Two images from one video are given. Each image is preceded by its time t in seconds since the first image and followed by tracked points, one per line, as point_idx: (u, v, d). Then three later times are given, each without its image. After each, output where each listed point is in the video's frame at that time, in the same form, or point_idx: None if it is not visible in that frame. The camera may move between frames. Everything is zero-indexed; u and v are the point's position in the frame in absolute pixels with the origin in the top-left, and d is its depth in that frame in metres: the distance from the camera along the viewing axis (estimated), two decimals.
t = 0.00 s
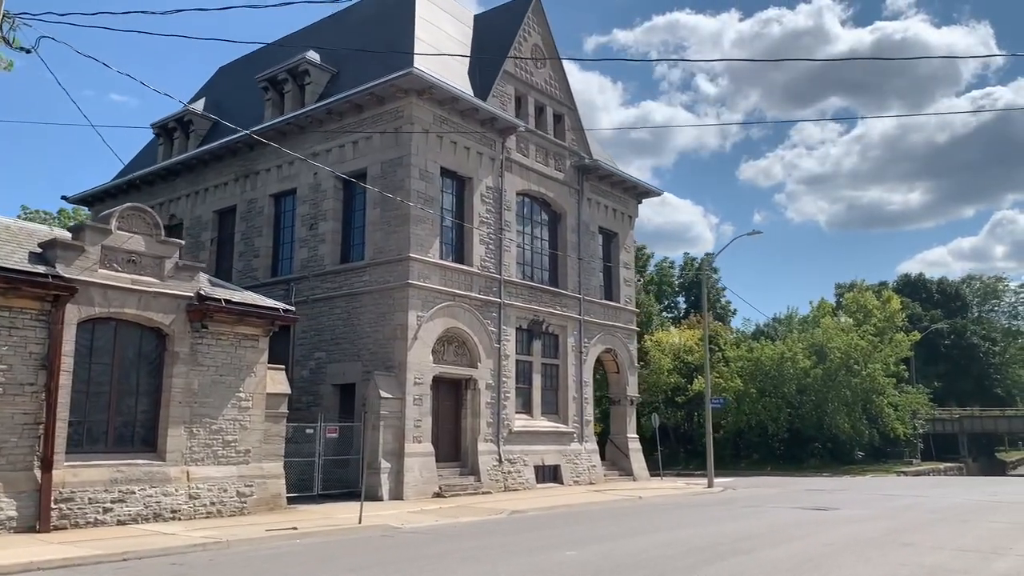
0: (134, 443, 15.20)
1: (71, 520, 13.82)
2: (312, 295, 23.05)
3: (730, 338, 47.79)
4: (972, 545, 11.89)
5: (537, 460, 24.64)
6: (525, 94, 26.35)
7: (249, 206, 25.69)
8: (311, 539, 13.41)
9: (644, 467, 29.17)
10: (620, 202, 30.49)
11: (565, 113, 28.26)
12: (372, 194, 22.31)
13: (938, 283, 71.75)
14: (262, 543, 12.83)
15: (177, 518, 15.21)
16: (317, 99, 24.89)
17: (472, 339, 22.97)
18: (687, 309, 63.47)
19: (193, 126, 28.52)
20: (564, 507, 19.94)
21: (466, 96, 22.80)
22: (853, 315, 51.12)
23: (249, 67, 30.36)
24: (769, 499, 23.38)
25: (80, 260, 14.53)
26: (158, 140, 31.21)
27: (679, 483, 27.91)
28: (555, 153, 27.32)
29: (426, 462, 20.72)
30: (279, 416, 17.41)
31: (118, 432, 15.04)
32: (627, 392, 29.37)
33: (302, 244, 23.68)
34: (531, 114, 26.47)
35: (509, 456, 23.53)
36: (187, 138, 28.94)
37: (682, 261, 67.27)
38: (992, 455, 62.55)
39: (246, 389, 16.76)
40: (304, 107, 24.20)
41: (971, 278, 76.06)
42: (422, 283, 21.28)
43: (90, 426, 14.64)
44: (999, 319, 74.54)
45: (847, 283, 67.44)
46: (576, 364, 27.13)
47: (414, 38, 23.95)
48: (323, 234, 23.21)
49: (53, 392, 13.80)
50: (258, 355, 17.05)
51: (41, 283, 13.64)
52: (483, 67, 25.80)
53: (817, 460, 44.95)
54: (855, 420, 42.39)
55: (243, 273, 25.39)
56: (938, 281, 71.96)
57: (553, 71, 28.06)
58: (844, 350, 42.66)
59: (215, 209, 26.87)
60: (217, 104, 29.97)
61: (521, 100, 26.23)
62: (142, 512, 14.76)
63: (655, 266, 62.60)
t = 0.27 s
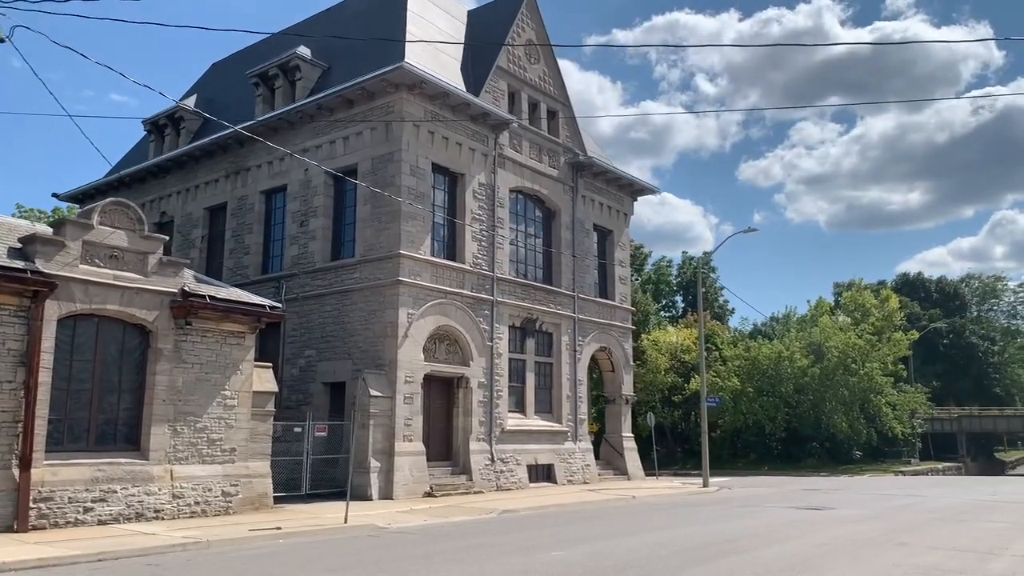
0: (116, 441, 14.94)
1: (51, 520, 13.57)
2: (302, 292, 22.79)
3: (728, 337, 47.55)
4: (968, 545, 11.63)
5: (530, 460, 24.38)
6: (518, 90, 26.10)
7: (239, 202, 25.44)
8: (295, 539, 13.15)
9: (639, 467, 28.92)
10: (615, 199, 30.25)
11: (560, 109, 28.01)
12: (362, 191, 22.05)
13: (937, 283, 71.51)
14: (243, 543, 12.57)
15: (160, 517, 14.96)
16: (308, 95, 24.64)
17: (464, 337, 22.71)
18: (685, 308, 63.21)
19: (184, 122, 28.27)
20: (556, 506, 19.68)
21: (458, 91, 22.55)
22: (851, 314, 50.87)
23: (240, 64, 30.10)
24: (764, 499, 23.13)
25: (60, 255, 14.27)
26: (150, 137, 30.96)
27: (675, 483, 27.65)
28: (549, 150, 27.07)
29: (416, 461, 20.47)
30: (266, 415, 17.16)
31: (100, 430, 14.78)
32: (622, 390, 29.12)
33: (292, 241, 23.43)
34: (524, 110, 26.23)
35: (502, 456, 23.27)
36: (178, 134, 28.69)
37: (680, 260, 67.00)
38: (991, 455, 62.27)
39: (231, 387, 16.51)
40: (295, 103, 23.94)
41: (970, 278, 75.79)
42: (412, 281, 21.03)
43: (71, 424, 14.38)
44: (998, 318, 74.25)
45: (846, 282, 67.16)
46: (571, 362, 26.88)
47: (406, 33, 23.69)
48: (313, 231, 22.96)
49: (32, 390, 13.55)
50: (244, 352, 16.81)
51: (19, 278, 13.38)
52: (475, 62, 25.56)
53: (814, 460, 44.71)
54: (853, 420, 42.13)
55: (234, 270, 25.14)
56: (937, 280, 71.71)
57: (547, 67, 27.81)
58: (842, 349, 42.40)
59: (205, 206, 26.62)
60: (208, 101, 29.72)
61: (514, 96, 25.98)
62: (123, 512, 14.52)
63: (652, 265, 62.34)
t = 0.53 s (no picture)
0: (96, 443, 14.68)
1: (28, 523, 13.31)
2: (291, 291, 22.53)
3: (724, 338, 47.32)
4: (963, 549, 11.36)
5: (523, 461, 24.12)
6: (511, 87, 25.85)
7: (229, 201, 25.17)
8: (276, 542, 12.88)
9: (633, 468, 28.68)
10: (610, 198, 29.99)
11: (553, 107, 27.74)
12: (351, 189, 21.79)
13: (936, 282, 71.28)
14: (223, 547, 12.30)
15: (141, 520, 14.70)
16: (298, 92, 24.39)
17: (455, 336, 22.44)
18: (683, 308, 62.97)
19: (174, 120, 28.00)
20: (547, 508, 19.42)
21: (449, 88, 22.29)
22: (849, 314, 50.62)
23: (232, 61, 29.83)
24: (759, 500, 22.87)
25: (38, 253, 14.00)
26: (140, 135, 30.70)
27: (669, 484, 27.40)
28: (542, 148, 26.81)
29: (405, 462, 20.20)
30: (250, 415, 16.90)
31: (80, 432, 14.52)
32: (616, 391, 28.87)
33: (281, 240, 23.17)
34: (517, 107, 25.97)
35: (494, 457, 23.01)
36: (168, 132, 28.42)
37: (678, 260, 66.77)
38: (990, 456, 62.00)
39: (215, 387, 16.26)
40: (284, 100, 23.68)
41: (969, 278, 75.52)
42: (402, 280, 20.77)
43: (50, 425, 14.10)
44: (998, 318, 73.97)
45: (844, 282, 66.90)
46: (564, 363, 26.62)
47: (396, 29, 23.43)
48: (302, 230, 22.69)
49: (8, 390, 13.27)
50: (229, 352, 16.58)
51: None
52: (467, 59, 25.30)
53: (812, 460, 44.47)
54: (850, 420, 41.88)
55: (223, 269, 24.87)
56: (936, 280, 71.48)
57: (540, 64, 27.54)
58: (840, 349, 42.15)
59: (195, 204, 26.35)
60: (199, 98, 29.45)
61: (507, 93, 25.72)
62: (103, 514, 14.25)
63: (650, 265, 62.09)
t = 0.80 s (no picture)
0: (75, 441, 14.45)
1: (4, 523, 13.07)
2: (279, 289, 22.31)
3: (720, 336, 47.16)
4: (955, 549, 11.11)
5: (514, 460, 23.90)
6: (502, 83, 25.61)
7: (218, 197, 24.94)
8: (256, 542, 12.64)
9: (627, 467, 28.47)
10: (603, 195, 29.76)
11: (546, 103, 27.51)
12: (340, 184, 21.55)
13: (934, 281, 71.11)
14: (200, 546, 12.06)
15: (120, 519, 14.46)
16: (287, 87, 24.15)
17: (445, 334, 22.20)
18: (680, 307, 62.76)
19: (164, 117, 27.77)
20: (536, 508, 19.19)
21: (439, 83, 22.06)
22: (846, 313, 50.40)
23: (223, 57, 29.58)
24: (752, 499, 22.65)
25: (15, 248, 13.76)
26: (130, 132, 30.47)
27: (662, 483, 27.18)
28: (535, 144, 26.59)
29: (394, 461, 19.97)
30: (234, 414, 16.67)
31: (59, 430, 14.28)
32: (609, 389, 28.65)
33: (270, 236, 22.93)
34: (509, 103, 25.74)
35: (484, 456, 22.79)
36: (158, 129, 28.18)
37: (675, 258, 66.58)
38: (988, 455, 61.79)
39: (198, 385, 16.03)
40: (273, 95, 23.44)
41: (967, 277, 75.32)
42: (390, 277, 20.53)
43: (27, 424, 13.86)
44: (996, 317, 73.76)
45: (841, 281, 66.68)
46: (556, 361, 26.40)
47: (386, 24, 23.19)
48: (290, 226, 22.46)
49: None
50: (212, 349, 16.37)
51: None
52: (458, 54, 25.07)
53: (808, 459, 44.27)
54: (846, 419, 41.67)
55: (212, 267, 24.65)
56: (934, 280, 71.33)
57: (533, 60, 27.31)
58: (836, 347, 41.93)
59: (184, 201, 26.12)
60: (190, 94, 29.21)
61: (498, 89, 25.48)
62: (82, 514, 14.01)
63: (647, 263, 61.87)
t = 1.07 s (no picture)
0: (54, 443, 14.20)
1: None
2: (268, 288, 22.06)
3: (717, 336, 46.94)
4: (948, 554, 10.87)
5: (506, 461, 23.67)
6: (495, 80, 25.37)
7: (207, 196, 24.69)
8: (237, 546, 12.39)
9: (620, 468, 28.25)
10: (597, 194, 29.53)
11: (539, 101, 27.27)
12: (329, 183, 21.30)
13: (932, 281, 70.92)
14: (177, 551, 11.81)
15: (100, 522, 14.20)
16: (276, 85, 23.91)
17: (435, 334, 21.96)
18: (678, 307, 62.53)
19: (154, 115, 27.53)
20: (526, 510, 18.95)
21: (430, 80, 21.82)
22: (843, 313, 50.17)
23: (214, 55, 29.34)
24: (745, 501, 22.42)
25: None
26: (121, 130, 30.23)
27: (656, 484, 26.95)
28: (528, 143, 26.35)
29: (382, 463, 19.73)
30: (218, 415, 16.43)
31: (37, 432, 14.03)
32: (603, 390, 28.41)
33: (258, 235, 22.69)
34: (501, 101, 25.49)
35: (475, 457, 22.55)
36: (148, 127, 27.94)
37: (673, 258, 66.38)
38: (986, 456, 61.56)
39: (180, 385, 15.79)
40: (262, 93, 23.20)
41: (965, 277, 75.11)
42: (379, 276, 20.28)
43: (5, 425, 13.61)
44: (995, 317, 73.53)
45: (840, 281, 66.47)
46: (549, 361, 26.16)
47: (376, 21, 22.94)
48: (279, 225, 22.21)
49: None
50: (195, 349, 16.13)
51: None
52: (449, 51, 24.83)
53: (805, 460, 44.04)
54: (844, 420, 41.43)
55: (201, 266, 24.40)
56: (932, 279, 71.16)
57: (526, 57, 27.05)
58: (833, 347, 41.70)
59: (174, 200, 25.86)
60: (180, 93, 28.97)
61: (490, 86, 25.24)
62: (60, 517, 13.75)
63: (644, 263, 61.66)
